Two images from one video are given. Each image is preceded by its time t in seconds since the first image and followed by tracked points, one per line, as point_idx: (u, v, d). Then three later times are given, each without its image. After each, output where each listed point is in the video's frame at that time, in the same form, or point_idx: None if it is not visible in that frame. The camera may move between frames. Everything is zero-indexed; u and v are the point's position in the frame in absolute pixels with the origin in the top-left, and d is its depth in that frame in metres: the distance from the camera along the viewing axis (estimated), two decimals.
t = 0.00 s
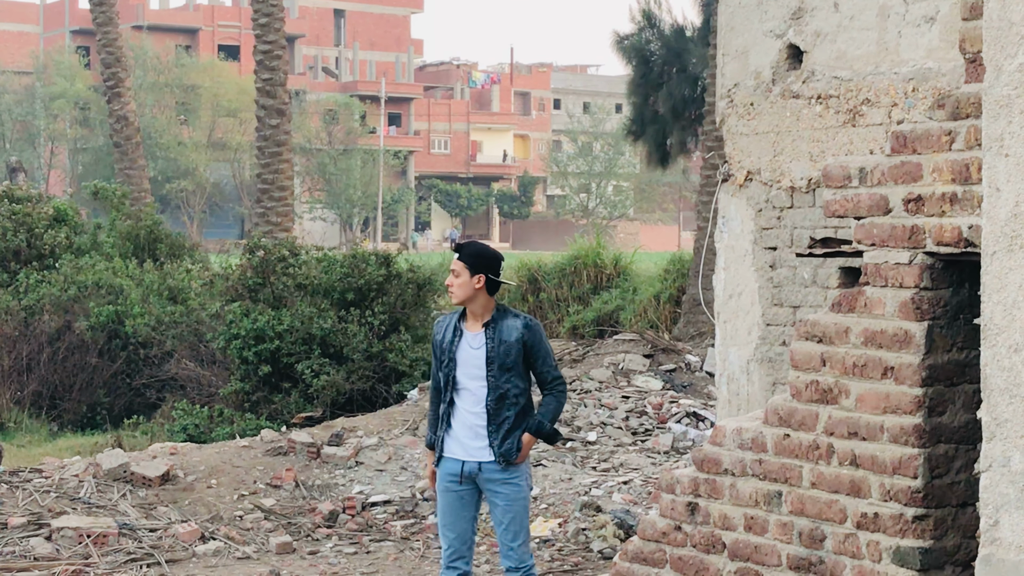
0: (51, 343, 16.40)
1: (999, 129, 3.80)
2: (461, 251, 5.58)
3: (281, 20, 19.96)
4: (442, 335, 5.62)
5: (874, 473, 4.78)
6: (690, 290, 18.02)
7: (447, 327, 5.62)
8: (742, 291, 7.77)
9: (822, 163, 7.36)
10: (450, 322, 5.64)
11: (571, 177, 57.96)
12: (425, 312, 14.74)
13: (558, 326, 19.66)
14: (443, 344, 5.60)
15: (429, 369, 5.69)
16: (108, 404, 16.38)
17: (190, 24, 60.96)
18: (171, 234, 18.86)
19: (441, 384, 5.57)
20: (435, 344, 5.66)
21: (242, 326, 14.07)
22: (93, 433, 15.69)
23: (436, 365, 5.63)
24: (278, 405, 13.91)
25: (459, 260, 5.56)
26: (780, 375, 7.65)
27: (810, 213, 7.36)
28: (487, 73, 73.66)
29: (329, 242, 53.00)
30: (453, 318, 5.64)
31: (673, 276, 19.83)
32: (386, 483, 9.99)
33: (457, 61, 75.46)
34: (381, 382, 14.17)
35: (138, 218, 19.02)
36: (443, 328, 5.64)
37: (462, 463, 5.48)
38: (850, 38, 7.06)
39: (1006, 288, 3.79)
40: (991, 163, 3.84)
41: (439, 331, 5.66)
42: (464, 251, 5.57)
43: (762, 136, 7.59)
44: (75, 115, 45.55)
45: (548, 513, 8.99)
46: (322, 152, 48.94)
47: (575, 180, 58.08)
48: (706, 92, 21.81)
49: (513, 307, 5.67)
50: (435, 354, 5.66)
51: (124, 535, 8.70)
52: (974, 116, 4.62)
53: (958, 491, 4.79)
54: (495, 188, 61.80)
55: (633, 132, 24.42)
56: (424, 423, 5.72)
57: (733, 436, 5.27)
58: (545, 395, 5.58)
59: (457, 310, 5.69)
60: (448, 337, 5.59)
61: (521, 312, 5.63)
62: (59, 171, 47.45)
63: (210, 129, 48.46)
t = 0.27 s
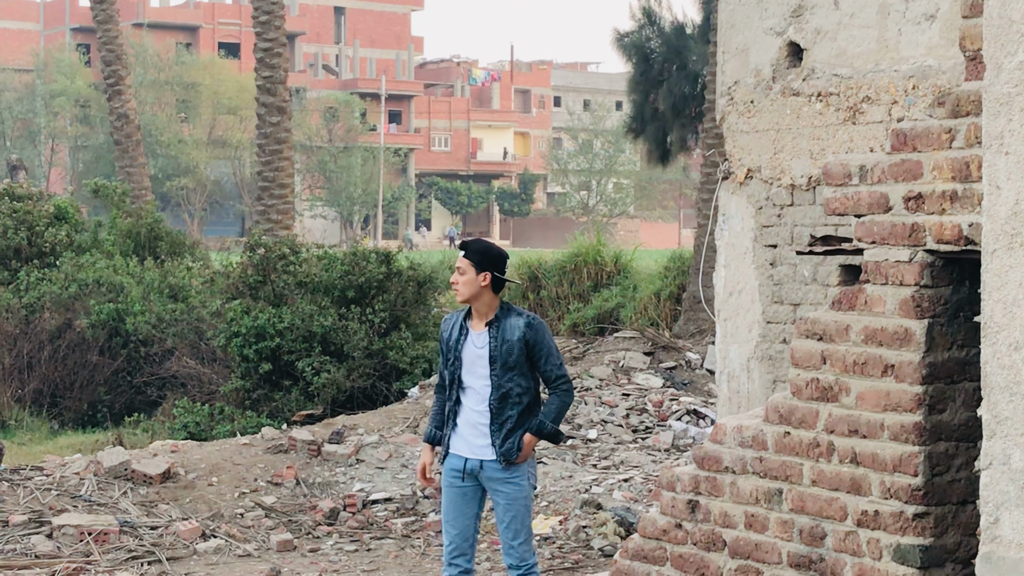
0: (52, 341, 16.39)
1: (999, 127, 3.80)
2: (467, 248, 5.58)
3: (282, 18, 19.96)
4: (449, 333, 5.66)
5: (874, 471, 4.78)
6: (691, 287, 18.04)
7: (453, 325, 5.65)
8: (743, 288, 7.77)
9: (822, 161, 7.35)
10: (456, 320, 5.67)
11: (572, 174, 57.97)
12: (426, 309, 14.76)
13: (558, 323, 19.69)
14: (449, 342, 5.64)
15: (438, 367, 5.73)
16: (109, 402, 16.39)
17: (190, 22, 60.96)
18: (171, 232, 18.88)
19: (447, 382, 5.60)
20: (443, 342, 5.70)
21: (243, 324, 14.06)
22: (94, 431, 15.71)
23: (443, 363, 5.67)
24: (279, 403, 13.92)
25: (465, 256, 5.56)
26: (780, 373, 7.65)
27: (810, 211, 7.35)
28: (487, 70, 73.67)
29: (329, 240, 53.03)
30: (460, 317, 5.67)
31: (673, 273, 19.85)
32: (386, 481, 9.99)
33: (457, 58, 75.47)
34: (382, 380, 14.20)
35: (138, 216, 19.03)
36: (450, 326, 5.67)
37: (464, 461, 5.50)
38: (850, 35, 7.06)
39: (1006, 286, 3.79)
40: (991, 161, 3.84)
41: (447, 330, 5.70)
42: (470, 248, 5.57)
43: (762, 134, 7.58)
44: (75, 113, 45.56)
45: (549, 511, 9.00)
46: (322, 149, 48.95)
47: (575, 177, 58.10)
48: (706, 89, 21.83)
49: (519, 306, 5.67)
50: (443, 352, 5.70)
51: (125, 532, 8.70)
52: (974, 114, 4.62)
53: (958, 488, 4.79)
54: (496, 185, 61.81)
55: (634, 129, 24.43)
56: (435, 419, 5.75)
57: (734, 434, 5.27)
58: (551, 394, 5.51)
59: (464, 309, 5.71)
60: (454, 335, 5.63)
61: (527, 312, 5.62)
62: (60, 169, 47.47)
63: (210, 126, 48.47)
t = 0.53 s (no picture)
0: (54, 340, 16.40)
1: (1003, 124, 3.80)
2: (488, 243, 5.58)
3: (284, 16, 19.97)
4: (447, 332, 5.61)
5: (878, 469, 4.78)
6: (694, 285, 18.03)
7: (451, 324, 5.61)
8: (746, 286, 7.76)
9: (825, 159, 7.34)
10: (454, 319, 5.63)
11: (574, 172, 57.96)
12: (428, 308, 14.76)
13: (561, 321, 19.70)
14: (447, 342, 5.59)
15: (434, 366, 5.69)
16: (112, 401, 16.39)
17: (193, 20, 60.97)
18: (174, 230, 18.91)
19: (446, 382, 5.57)
20: (439, 341, 5.65)
21: (246, 323, 14.08)
22: (96, 429, 15.73)
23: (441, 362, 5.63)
24: (282, 401, 13.92)
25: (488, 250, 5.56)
26: (784, 371, 7.64)
27: (814, 209, 7.33)
28: (489, 69, 73.68)
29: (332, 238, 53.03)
30: (458, 315, 5.63)
31: (676, 271, 19.84)
32: (390, 479, 9.99)
33: (460, 56, 75.45)
34: (384, 378, 14.16)
35: (141, 214, 19.04)
36: (447, 325, 5.63)
37: (467, 460, 5.48)
38: (853, 33, 7.05)
39: (1010, 283, 3.79)
40: (995, 158, 3.83)
41: (443, 329, 5.65)
42: (492, 245, 5.58)
43: (766, 132, 7.57)
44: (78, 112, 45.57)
45: (552, 509, 8.99)
46: (324, 147, 48.93)
47: (578, 175, 58.09)
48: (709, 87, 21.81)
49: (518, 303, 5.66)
50: (440, 351, 5.65)
51: (128, 530, 8.70)
52: (978, 112, 4.61)
53: (962, 486, 4.78)
54: (498, 183, 61.80)
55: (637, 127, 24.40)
56: (428, 419, 5.67)
57: (737, 431, 5.26)
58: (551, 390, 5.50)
59: (461, 307, 5.68)
60: (452, 334, 5.58)
61: (526, 308, 5.61)
62: (63, 168, 47.48)
63: (213, 125, 48.47)
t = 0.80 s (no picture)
0: (59, 338, 16.41)
1: (1009, 122, 3.79)
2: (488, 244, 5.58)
3: (288, 14, 19.97)
4: (439, 333, 5.54)
5: (883, 466, 4.78)
6: (698, 283, 18.02)
7: (444, 324, 5.54)
8: (751, 284, 7.75)
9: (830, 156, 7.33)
10: (445, 319, 5.56)
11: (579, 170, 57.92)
12: (433, 306, 14.76)
13: (565, 319, 19.70)
14: (441, 342, 5.53)
15: (424, 367, 5.61)
16: (117, 399, 16.41)
17: (197, 18, 61.00)
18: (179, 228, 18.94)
19: (441, 382, 5.51)
20: (430, 342, 5.58)
21: (250, 321, 14.08)
22: (102, 427, 15.75)
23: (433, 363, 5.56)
24: (286, 399, 13.94)
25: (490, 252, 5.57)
26: (789, 369, 7.64)
27: (818, 207, 7.32)
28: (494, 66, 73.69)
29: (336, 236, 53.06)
30: (449, 314, 5.57)
31: (680, 269, 19.83)
32: (394, 476, 10.00)
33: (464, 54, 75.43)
34: (389, 376, 14.17)
35: (146, 212, 19.06)
36: (438, 325, 5.56)
37: (468, 458, 5.45)
38: (858, 30, 7.04)
39: (1016, 281, 3.79)
40: (1000, 155, 3.84)
41: (433, 329, 5.58)
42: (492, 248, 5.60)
43: (771, 129, 7.56)
44: (83, 110, 45.60)
45: (556, 507, 9.00)
46: (329, 145, 48.94)
47: (582, 173, 58.04)
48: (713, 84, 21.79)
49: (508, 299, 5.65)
50: (431, 352, 5.58)
51: (134, 528, 8.71)
52: (983, 109, 4.60)
53: (967, 484, 4.78)
54: (502, 181, 61.80)
55: (641, 125, 24.38)
56: (418, 423, 5.71)
57: (742, 429, 5.26)
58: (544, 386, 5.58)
59: (450, 306, 5.62)
60: (446, 334, 5.52)
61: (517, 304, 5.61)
62: (67, 166, 47.53)
63: (217, 123, 48.49)
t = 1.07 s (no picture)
0: (64, 336, 16.40)
1: (1014, 119, 3.79)
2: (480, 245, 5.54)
3: (293, 13, 19.96)
4: (431, 335, 5.51)
5: (888, 464, 4.77)
6: (703, 282, 18.01)
7: (435, 326, 5.51)
8: (756, 282, 7.74)
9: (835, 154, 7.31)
10: (436, 321, 5.53)
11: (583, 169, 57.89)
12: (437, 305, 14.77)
13: (569, 317, 19.69)
14: (433, 344, 5.50)
15: (416, 370, 5.59)
16: (122, 397, 16.45)
17: (202, 17, 61.02)
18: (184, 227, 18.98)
19: (436, 384, 5.48)
20: (421, 344, 5.55)
21: (255, 320, 14.11)
22: (107, 426, 15.82)
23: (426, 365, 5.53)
24: (291, 398, 13.97)
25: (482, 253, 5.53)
26: (793, 367, 7.63)
27: (823, 205, 7.30)
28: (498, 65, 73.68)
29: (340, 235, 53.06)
30: (439, 316, 5.54)
31: (685, 268, 19.81)
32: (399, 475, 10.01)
33: (468, 53, 75.43)
34: (394, 374, 14.09)
35: (151, 211, 19.08)
36: (430, 327, 5.53)
37: (466, 458, 5.45)
38: (863, 28, 7.04)
39: (1021, 278, 3.78)
40: (1005, 153, 3.84)
41: (424, 331, 5.54)
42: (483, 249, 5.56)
43: (775, 127, 7.55)
44: (87, 109, 45.62)
45: (561, 505, 8.99)
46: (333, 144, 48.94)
47: (586, 171, 58.00)
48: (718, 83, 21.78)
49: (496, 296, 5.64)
50: (422, 354, 5.55)
51: (138, 527, 8.72)
52: (988, 107, 4.60)
53: (972, 482, 4.77)
54: (507, 180, 61.79)
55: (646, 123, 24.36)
56: (405, 425, 5.66)
57: (747, 427, 5.26)
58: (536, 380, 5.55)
59: (439, 307, 5.59)
60: (439, 336, 5.49)
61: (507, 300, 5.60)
62: (72, 164, 47.56)
63: (222, 121, 48.51)
